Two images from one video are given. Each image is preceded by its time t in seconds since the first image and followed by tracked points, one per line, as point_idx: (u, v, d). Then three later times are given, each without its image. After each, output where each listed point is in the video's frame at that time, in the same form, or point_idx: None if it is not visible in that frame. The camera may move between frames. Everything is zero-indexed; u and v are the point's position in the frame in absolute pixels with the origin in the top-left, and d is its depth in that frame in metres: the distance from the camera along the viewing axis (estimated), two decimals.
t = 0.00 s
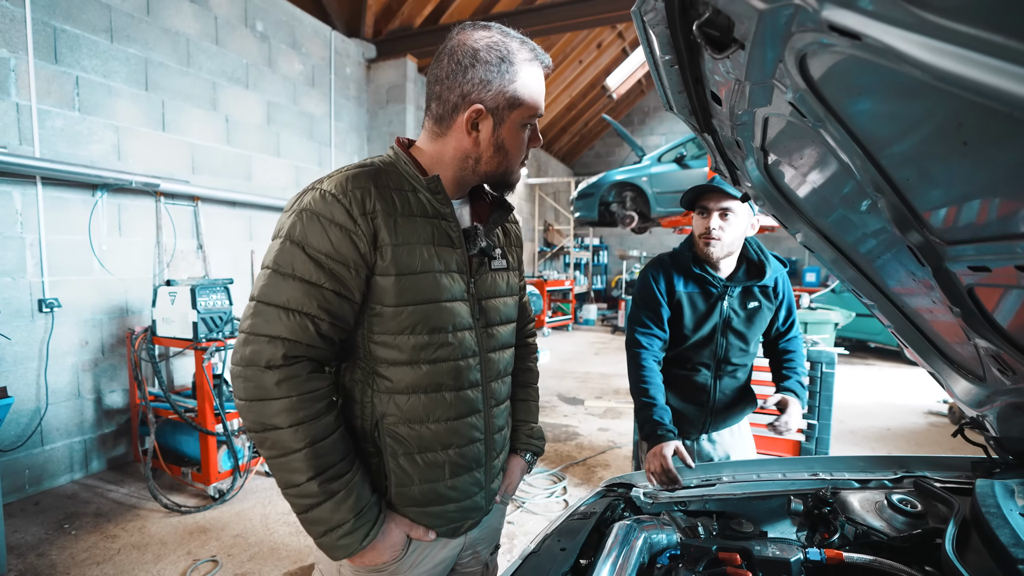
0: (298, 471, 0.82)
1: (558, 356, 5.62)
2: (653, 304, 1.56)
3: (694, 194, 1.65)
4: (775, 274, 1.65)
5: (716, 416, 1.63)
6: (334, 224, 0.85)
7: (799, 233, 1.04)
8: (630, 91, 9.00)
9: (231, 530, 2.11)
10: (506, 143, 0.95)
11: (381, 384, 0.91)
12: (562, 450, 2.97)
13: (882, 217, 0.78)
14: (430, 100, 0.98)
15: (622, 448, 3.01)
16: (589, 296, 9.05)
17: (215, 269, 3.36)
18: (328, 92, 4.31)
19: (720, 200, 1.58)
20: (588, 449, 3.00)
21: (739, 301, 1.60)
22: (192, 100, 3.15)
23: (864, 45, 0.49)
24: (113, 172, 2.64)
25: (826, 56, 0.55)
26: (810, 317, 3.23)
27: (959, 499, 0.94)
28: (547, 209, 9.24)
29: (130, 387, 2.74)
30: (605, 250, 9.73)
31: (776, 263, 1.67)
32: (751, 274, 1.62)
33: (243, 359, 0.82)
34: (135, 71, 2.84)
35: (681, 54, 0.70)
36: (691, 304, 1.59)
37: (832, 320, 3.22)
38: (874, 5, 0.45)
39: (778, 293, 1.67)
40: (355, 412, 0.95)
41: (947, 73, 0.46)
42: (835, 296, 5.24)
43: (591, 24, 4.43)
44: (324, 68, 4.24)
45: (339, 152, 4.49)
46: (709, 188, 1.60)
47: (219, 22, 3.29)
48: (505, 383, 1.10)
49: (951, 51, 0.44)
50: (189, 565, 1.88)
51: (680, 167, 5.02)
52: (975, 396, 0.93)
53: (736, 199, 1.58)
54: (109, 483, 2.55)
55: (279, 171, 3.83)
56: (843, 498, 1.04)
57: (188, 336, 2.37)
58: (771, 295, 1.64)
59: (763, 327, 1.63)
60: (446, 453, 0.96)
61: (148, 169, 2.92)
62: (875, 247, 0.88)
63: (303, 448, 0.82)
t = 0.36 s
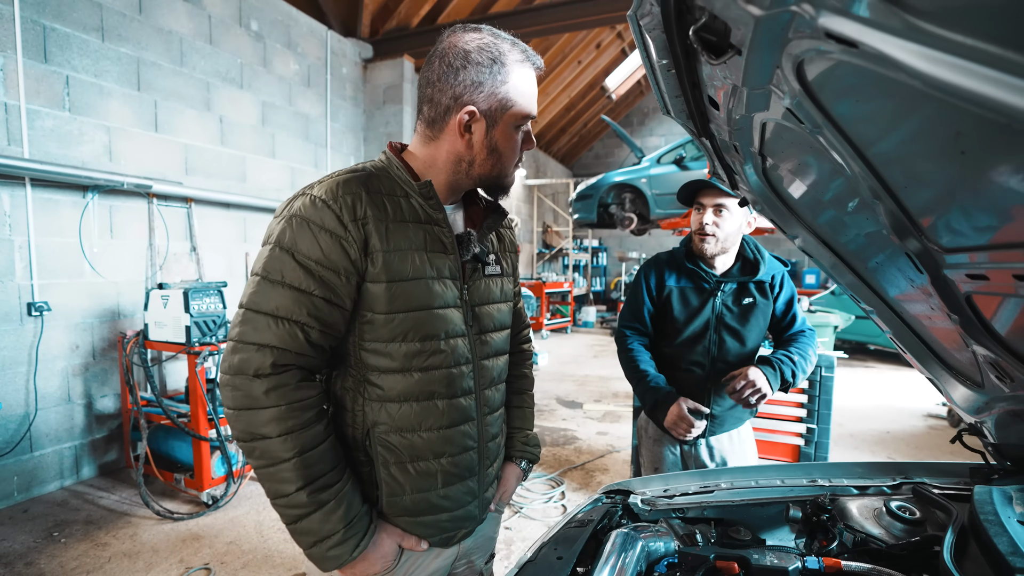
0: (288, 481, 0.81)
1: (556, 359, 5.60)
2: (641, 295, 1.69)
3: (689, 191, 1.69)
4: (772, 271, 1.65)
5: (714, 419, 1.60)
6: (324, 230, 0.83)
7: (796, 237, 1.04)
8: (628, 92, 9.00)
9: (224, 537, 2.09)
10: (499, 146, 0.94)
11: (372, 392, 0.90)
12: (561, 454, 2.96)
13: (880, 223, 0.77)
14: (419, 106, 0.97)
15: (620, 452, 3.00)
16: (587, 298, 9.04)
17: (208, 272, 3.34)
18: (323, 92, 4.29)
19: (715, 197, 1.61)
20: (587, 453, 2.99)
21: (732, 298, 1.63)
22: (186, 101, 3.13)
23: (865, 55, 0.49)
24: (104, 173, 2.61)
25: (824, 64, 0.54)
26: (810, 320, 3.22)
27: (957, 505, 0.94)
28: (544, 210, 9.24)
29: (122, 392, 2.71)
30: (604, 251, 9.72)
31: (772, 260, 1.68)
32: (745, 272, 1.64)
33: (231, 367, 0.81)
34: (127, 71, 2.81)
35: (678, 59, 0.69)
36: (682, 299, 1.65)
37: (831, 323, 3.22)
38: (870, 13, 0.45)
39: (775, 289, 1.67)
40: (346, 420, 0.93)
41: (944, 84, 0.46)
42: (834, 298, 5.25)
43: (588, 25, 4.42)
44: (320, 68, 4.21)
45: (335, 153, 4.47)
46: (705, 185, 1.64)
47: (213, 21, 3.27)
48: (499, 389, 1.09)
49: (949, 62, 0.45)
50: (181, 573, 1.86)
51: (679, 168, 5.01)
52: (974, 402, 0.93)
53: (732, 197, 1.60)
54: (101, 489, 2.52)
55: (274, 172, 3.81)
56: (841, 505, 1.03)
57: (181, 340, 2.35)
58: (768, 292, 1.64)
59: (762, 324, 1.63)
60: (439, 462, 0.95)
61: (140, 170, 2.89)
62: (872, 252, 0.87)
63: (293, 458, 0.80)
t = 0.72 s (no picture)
0: (268, 494, 0.78)
1: (544, 362, 5.59)
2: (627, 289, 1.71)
3: (677, 190, 1.69)
4: (757, 272, 1.64)
5: (705, 421, 1.59)
6: (304, 235, 0.81)
7: (786, 242, 1.03)
8: (615, 93, 9.04)
9: (205, 546, 2.04)
10: (484, 146, 0.92)
11: (355, 402, 0.88)
12: (549, 458, 2.95)
13: (869, 229, 0.77)
14: (403, 107, 0.95)
15: (608, 456, 2.99)
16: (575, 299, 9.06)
17: (189, 274, 3.27)
18: (307, 91, 4.23)
19: (701, 197, 1.61)
20: (575, 457, 2.98)
21: (718, 297, 1.63)
22: (165, 100, 3.06)
23: (856, 62, 0.48)
24: (79, 173, 2.54)
25: (816, 70, 0.54)
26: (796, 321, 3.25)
27: (944, 508, 0.94)
28: (532, 211, 9.24)
29: (98, 398, 2.64)
30: (592, 253, 9.75)
31: (758, 261, 1.67)
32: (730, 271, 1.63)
33: (208, 377, 0.78)
34: (103, 68, 2.73)
35: (668, 62, 0.68)
36: (670, 296, 1.66)
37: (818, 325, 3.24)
38: (858, 19, 0.44)
39: (761, 290, 1.66)
40: (329, 430, 0.91)
41: (935, 92, 0.46)
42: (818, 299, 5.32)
43: (576, 26, 4.42)
44: (304, 67, 4.16)
45: (319, 153, 4.41)
46: (692, 186, 1.64)
47: (193, 18, 3.20)
48: (486, 396, 1.07)
49: (940, 72, 0.44)
50: None
51: (666, 170, 5.04)
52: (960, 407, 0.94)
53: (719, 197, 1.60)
54: (77, 499, 2.45)
55: (256, 172, 3.74)
56: (830, 509, 1.03)
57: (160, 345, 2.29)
58: (754, 292, 1.64)
59: (749, 324, 1.62)
60: (424, 472, 0.92)
61: (117, 169, 2.81)
62: (859, 256, 0.87)
63: (273, 469, 0.78)
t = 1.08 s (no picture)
0: (239, 480, 0.74)
1: (529, 364, 5.58)
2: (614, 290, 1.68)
3: (670, 196, 1.70)
4: (744, 277, 1.67)
5: (694, 424, 1.60)
6: (281, 234, 0.78)
7: (775, 245, 1.04)
8: (600, 94, 9.08)
9: (183, 558, 1.98)
10: (456, 134, 0.89)
11: (341, 407, 0.85)
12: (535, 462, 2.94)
13: (859, 233, 0.77)
14: (398, 102, 0.98)
15: (594, 459, 2.99)
16: (560, 301, 9.07)
17: (166, 277, 3.17)
18: (288, 89, 4.15)
19: (694, 203, 1.61)
20: (562, 460, 2.97)
21: (705, 300, 1.65)
22: (140, 97, 2.97)
23: (857, 69, 0.48)
24: (49, 172, 2.45)
25: (814, 74, 0.53)
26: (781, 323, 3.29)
27: (930, 510, 0.95)
28: (517, 212, 9.23)
29: (70, 406, 2.55)
30: (577, 254, 9.78)
31: (745, 265, 1.69)
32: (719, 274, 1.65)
33: (165, 369, 0.74)
34: (74, 64, 2.64)
35: (662, 66, 0.67)
36: (658, 297, 1.67)
37: (802, 327, 3.28)
38: (860, 26, 0.44)
39: (749, 295, 1.68)
40: (312, 435, 0.88)
41: (936, 101, 0.45)
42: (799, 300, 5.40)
43: (560, 27, 4.42)
44: (284, 65, 4.07)
45: (299, 153, 4.33)
46: (683, 190, 1.66)
47: (168, 13, 3.11)
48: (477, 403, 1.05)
49: (942, 80, 0.44)
50: None
51: (651, 171, 5.07)
52: (947, 411, 0.95)
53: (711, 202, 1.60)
54: (47, 510, 2.35)
55: (235, 172, 3.66)
56: (819, 512, 1.04)
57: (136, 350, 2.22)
58: (740, 296, 1.66)
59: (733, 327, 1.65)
60: (413, 478, 0.90)
61: (89, 169, 2.72)
62: (849, 260, 0.87)
63: (240, 452, 0.74)
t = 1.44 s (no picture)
0: (231, 503, 0.72)
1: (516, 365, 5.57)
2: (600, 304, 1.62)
3: (657, 199, 1.71)
4: (730, 287, 1.66)
5: (681, 429, 1.60)
6: (268, 238, 0.75)
7: (768, 246, 1.04)
8: (585, 95, 9.11)
9: (164, 568, 1.92)
10: (468, 139, 0.89)
11: (331, 414, 0.83)
12: (523, 465, 2.93)
13: (854, 235, 0.76)
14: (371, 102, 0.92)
15: (583, 461, 2.99)
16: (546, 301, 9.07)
17: (143, 279, 3.09)
18: (269, 87, 4.06)
19: (681, 206, 1.63)
20: (550, 463, 2.97)
21: (691, 308, 1.63)
22: (115, 93, 2.88)
23: (863, 72, 0.47)
24: (19, 170, 2.36)
25: (817, 76, 0.52)
26: (767, 324, 3.32)
27: (920, 509, 0.96)
28: (503, 213, 9.21)
29: (43, 413, 2.46)
30: (562, 255, 9.80)
31: (731, 277, 1.69)
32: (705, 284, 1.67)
33: (158, 386, 0.72)
34: (45, 57, 2.55)
35: (661, 67, 0.66)
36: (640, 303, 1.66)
37: (788, 328, 3.32)
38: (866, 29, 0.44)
39: (734, 307, 1.67)
40: (302, 444, 0.85)
41: (943, 106, 0.45)
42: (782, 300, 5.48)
43: (547, 26, 4.41)
44: (265, 62, 3.99)
45: (281, 152, 4.25)
46: (672, 195, 1.67)
47: (145, 6, 3.02)
48: (472, 403, 1.03)
49: (950, 85, 0.43)
50: None
51: (638, 172, 5.10)
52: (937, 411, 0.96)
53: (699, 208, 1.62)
54: (17, 522, 2.27)
55: (215, 172, 3.57)
56: (812, 514, 1.04)
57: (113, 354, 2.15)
58: (726, 308, 1.66)
59: (717, 337, 1.64)
60: (407, 485, 0.88)
61: (62, 167, 2.63)
62: (841, 263, 0.88)
63: (235, 474, 0.72)
